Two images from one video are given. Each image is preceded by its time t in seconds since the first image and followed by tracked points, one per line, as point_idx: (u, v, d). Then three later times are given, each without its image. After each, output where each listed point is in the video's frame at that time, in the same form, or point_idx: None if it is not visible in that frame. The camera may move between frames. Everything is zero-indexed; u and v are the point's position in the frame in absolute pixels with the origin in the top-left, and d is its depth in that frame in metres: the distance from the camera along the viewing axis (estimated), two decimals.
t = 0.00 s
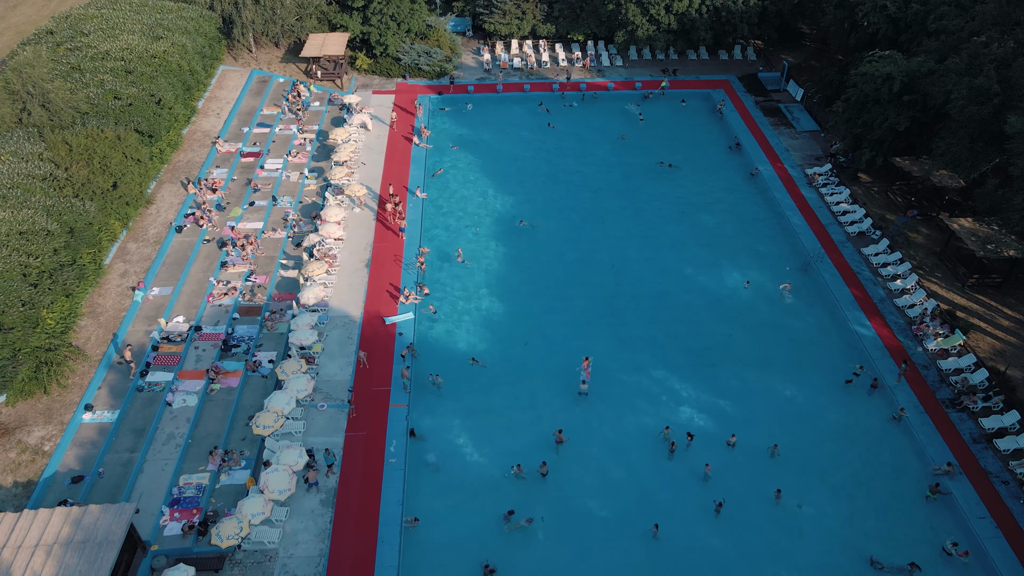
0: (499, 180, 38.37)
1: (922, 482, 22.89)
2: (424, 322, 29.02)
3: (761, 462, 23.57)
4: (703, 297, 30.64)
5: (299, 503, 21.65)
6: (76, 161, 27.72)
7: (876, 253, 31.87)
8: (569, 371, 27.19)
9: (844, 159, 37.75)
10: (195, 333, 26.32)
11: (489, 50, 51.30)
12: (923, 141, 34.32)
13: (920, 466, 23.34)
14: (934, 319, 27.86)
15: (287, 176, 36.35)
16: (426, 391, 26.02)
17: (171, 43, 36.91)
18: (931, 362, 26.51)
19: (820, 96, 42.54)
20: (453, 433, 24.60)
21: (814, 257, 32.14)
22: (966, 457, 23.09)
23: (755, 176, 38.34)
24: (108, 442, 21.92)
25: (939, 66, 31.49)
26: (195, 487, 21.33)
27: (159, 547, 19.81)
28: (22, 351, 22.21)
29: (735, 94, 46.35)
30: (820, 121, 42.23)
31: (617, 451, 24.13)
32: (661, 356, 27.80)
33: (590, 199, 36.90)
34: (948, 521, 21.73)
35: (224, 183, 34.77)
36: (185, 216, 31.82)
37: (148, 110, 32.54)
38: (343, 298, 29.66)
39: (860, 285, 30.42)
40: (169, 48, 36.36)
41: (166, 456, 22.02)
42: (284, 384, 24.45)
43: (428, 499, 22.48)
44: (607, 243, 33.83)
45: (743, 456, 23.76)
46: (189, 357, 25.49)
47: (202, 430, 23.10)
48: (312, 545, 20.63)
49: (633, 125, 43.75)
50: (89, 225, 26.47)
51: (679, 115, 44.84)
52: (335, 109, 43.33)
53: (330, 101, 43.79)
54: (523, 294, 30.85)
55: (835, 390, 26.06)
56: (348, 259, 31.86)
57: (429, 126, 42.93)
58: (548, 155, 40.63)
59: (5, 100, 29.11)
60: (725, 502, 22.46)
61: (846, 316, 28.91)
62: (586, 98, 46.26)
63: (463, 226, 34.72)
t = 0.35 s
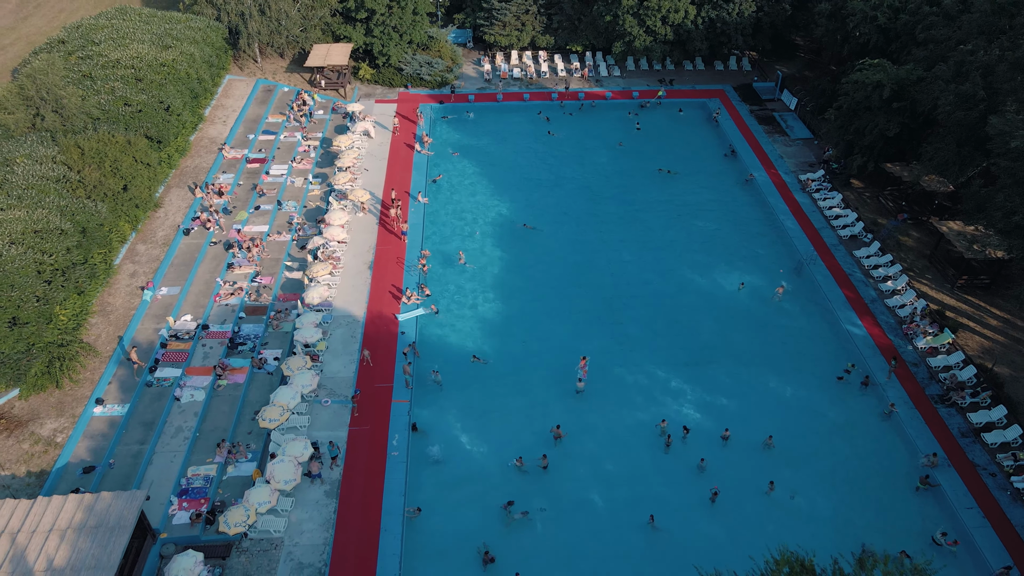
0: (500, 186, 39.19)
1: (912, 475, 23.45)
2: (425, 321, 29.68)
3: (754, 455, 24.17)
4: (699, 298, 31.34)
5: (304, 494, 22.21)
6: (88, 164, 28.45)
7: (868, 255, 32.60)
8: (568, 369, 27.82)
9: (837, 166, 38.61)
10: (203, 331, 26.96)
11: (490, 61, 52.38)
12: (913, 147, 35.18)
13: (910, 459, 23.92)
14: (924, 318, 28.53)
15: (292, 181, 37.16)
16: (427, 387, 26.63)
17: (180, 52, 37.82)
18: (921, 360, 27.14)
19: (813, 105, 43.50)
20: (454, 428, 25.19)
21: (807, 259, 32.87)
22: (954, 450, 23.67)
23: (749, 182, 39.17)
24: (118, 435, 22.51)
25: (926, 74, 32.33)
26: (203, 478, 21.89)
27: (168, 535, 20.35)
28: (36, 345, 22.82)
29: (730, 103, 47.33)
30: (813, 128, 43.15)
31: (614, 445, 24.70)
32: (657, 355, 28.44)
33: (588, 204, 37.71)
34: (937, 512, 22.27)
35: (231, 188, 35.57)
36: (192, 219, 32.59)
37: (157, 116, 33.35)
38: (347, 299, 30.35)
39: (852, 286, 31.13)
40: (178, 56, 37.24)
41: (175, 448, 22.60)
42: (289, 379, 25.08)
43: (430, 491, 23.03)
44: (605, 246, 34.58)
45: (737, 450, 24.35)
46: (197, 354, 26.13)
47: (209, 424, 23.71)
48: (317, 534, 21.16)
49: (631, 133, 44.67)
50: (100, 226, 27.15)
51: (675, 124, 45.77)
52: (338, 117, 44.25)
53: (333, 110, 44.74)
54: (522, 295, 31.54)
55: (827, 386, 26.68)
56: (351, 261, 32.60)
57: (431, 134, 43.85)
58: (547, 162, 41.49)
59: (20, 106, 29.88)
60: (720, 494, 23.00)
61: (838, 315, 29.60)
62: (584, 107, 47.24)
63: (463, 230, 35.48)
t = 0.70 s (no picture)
0: (499, 192, 39.92)
1: (902, 468, 23.98)
2: (427, 321, 30.28)
3: (749, 450, 24.71)
4: (695, 299, 31.96)
5: (308, 486, 22.71)
6: (99, 167, 29.16)
7: (861, 258, 33.26)
8: (566, 368, 28.39)
9: (830, 171, 39.36)
10: (209, 330, 27.55)
11: (490, 70, 53.36)
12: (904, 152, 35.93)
13: (900, 453, 24.46)
14: (915, 318, 29.14)
15: (295, 186, 37.88)
16: (429, 385, 27.18)
17: (187, 60, 38.64)
18: (912, 358, 27.73)
19: (807, 112, 44.33)
20: (454, 424, 25.72)
21: (800, 262, 33.54)
22: (944, 445, 24.21)
23: (744, 187, 39.92)
24: (127, 429, 23.05)
25: (915, 81, 33.08)
26: (209, 470, 22.40)
27: (176, 525, 20.84)
28: (48, 341, 23.37)
29: (726, 112, 48.21)
30: (807, 136, 43.97)
31: (612, 440, 25.23)
32: (654, 354, 29.03)
33: (586, 209, 38.44)
34: (927, 504, 22.77)
35: (236, 193, 36.28)
36: (198, 222, 33.27)
37: (165, 122, 34.16)
38: (350, 299, 30.97)
39: (845, 287, 31.78)
40: (186, 65, 38.05)
41: (182, 442, 23.14)
42: (294, 376, 25.64)
43: (431, 484, 23.53)
44: (603, 250, 35.25)
45: (732, 445, 24.89)
46: (203, 352, 26.70)
47: (216, 419, 24.24)
48: (321, 525, 21.64)
49: (628, 140, 45.51)
50: (110, 227, 27.82)
51: (672, 131, 46.61)
52: (341, 125, 45.06)
53: (336, 117, 45.58)
54: (521, 296, 32.16)
55: (820, 384, 27.25)
56: (354, 264, 33.25)
57: (432, 141, 44.66)
58: (546, 168, 42.25)
59: (32, 111, 30.58)
60: (714, 487, 23.51)
61: (831, 316, 30.22)
62: (583, 115, 48.12)
63: (464, 234, 36.17)
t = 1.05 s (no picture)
0: (500, 198, 40.74)
1: (893, 462, 24.56)
2: (428, 322, 30.96)
3: (743, 445, 25.31)
4: (691, 300, 32.67)
5: (313, 479, 23.30)
6: (111, 171, 29.97)
7: (853, 261, 33.99)
8: (564, 367, 29.02)
9: (824, 178, 40.16)
10: (216, 329, 28.22)
11: (490, 81, 54.41)
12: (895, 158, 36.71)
13: (891, 448, 25.06)
14: (906, 318, 29.83)
15: (300, 192, 38.70)
16: (430, 382, 27.81)
17: (195, 69, 39.58)
18: (902, 357, 28.39)
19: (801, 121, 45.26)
20: (456, 420, 26.32)
21: (794, 265, 34.29)
22: (933, 440, 24.81)
23: (740, 194, 40.76)
24: (137, 423, 23.67)
25: (904, 90, 33.95)
26: (217, 463, 23.00)
27: (184, 515, 21.42)
28: (61, 337, 24.02)
29: (722, 121, 49.18)
30: (801, 144, 44.86)
31: (609, 435, 25.83)
32: (651, 353, 29.68)
33: (585, 214, 39.25)
34: (917, 496, 23.34)
35: (242, 198, 37.09)
36: (206, 225, 34.07)
37: (174, 128, 35.02)
38: (353, 301, 31.67)
39: (838, 289, 32.50)
40: (194, 73, 38.98)
41: (191, 435, 23.75)
42: (299, 373, 26.28)
43: (433, 477, 24.09)
44: (601, 253, 36.01)
45: (726, 440, 25.50)
46: (210, 350, 27.36)
47: (223, 414, 24.87)
48: (325, 515, 22.21)
49: (626, 148, 46.43)
50: (121, 229, 28.58)
51: (669, 140, 47.54)
52: (345, 133, 45.97)
53: (340, 126, 46.53)
54: (521, 298, 32.86)
55: (813, 382, 27.89)
56: (357, 266, 33.99)
57: (434, 149, 45.57)
58: (546, 175, 43.12)
59: (45, 117, 31.43)
60: (709, 480, 24.10)
61: (824, 316, 30.93)
62: (581, 124, 49.10)
63: (465, 238, 36.93)
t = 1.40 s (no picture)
0: (500, 202, 41.51)
1: (884, 457, 25.12)
2: (430, 321, 31.61)
3: (737, 439, 25.90)
4: (687, 301, 33.32)
5: (317, 471, 23.86)
6: (120, 173, 30.74)
7: (846, 263, 34.68)
8: (563, 365, 29.64)
9: (818, 183, 40.94)
10: (223, 328, 28.86)
11: (490, 89, 55.39)
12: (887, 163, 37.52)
13: (882, 443, 25.63)
14: (897, 318, 30.50)
15: (304, 196, 39.48)
16: (431, 379, 28.40)
17: (202, 76, 40.44)
18: (894, 355, 29.02)
19: (796, 128, 46.14)
20: (457, 416, 26.91)
21: (788, 267, 34.98)
22: (923, 435, 25.36)
23: (735, 199, 41.54)
24: (146, 417, 24.26)
25: (895, 96, 34.74)
26: (224, 456, 23.56)
27: (193, 505, 21.98)
28: (74, 333, 24.65)
29: (718, 128, 50.09)
30: (796, 150, 45.72)
31: (607, 430, 26.42)
32: (648, 352, 30.31)
33: (583, 218, 40.03)
34: (907, 488, 23.89)
35: (248, 202, 37.87)
36: (212, 228, 34.79)
37: (181, 133, 35.81)
38: (356, 301, 32.33)
39: (831, 290, 33.17)
40: (201, 81, 39.82)
41: (198, 429, 24.33)
42: (303, 370, 26.89)
43: (435, 470, 24.66)
44: (599, 256, 36.73)
45: (721, 435, 26.07)
46: (217, 348, 27.98)
47: (229, 409, 25.46)
48: (329, 506, 22.75)
49: (624, 154, 47.29)
50: (131, 230, 29.32)
51: (666, 146, 48.41)
52: (347, 140, 46.82)
53: (343, 133, 47.39)
54: (520, 299, 33.53)
55: (807, 379, 28.50)
56: (360, 268, 34.69)
57: (435, 155, 46.42)
58: (545, 181, 43.92)
59: (57, 122, 32.17)
60: (704, 473, 24.67)
61: (817, 316, 31.59)
62: (580, 132, 50.00)
63: (466, 241, 37.65)
